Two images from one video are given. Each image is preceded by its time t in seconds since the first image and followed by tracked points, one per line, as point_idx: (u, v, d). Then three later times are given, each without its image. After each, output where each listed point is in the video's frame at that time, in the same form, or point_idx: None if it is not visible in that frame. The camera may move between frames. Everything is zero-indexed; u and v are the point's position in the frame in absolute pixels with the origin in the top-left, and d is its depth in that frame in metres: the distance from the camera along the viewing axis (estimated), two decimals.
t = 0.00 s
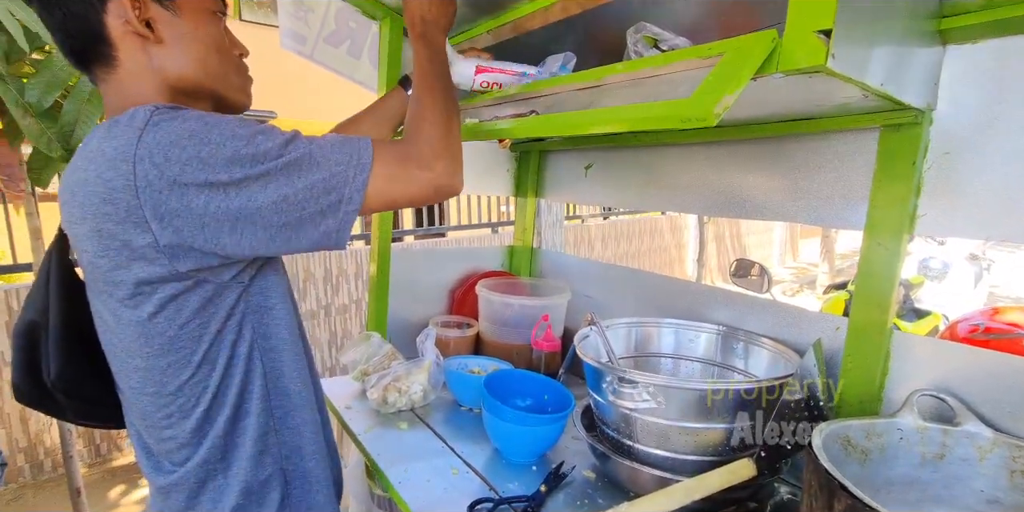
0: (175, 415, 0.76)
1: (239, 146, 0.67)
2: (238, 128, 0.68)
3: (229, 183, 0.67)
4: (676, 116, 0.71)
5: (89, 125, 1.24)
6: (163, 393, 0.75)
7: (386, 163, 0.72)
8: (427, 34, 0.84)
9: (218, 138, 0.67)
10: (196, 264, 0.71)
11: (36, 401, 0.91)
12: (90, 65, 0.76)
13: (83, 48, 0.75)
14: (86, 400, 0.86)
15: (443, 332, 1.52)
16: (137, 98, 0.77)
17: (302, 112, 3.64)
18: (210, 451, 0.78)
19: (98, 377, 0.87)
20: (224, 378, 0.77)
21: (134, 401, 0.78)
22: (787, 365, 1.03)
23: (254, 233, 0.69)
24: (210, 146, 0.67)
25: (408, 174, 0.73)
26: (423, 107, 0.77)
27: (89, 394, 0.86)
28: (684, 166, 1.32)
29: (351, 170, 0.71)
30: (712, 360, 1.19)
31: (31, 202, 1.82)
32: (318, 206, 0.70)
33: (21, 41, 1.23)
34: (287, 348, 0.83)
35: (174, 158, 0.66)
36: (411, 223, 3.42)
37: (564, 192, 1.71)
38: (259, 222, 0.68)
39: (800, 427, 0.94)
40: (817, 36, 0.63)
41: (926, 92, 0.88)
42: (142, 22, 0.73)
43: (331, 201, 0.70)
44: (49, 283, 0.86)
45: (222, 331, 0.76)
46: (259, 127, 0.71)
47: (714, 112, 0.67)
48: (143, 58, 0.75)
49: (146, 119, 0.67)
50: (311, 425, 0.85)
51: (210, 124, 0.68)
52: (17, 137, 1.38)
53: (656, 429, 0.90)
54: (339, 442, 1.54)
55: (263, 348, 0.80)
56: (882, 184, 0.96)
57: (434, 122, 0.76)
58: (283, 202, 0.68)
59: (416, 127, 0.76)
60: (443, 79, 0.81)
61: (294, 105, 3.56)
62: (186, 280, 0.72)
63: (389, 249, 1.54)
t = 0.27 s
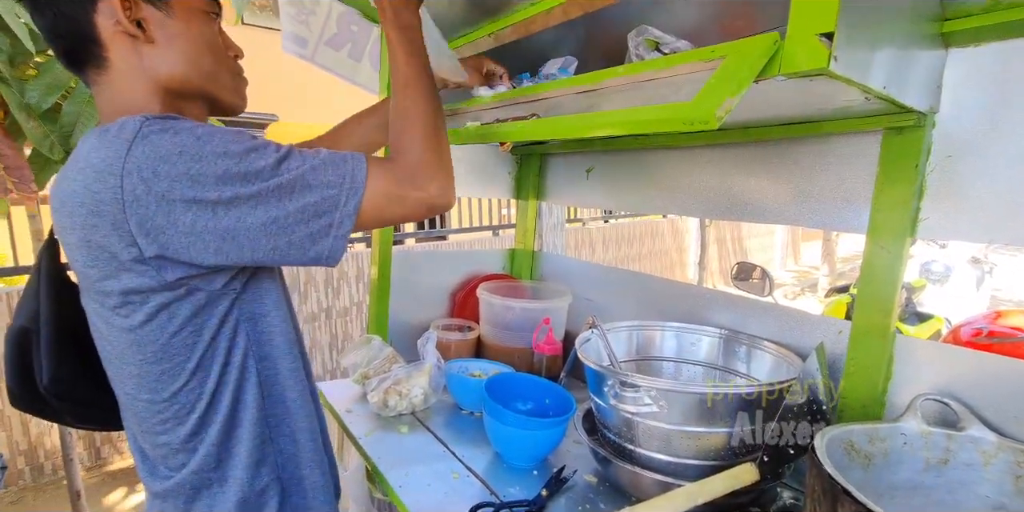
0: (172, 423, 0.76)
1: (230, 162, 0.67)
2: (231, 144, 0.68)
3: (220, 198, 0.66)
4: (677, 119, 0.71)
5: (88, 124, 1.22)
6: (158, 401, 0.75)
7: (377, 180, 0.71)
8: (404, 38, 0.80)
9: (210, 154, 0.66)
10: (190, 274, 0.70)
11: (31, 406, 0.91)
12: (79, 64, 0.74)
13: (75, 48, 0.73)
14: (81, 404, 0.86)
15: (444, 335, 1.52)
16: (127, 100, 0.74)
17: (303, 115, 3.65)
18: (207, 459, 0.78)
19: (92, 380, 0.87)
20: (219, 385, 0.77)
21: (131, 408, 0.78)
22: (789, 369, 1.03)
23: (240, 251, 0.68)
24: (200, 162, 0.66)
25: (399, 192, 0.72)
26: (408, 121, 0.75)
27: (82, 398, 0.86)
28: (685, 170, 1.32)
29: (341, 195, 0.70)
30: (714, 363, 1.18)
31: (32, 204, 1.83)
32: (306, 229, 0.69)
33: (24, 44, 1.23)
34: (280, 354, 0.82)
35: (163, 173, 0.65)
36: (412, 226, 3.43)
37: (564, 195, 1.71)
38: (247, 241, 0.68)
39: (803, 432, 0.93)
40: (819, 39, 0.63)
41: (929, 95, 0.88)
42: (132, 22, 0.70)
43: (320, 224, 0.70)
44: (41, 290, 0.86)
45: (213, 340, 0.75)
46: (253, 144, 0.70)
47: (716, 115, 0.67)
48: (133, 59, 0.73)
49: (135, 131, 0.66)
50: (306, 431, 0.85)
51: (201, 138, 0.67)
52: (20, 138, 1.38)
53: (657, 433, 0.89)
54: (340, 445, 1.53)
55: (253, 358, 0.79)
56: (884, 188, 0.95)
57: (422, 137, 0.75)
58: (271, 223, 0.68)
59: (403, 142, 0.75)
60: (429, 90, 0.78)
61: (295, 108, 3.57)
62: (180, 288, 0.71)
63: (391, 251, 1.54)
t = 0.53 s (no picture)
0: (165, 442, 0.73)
1: (223, 188, 0.62)
2: (229, 168, 0.64)
3: (206, 223, 0.61)
4: (679, 121, 0.70)
5: (71, 123, 1.18)
6: (150, 419, 0.72)
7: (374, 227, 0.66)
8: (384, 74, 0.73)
9: (205, 176, 0.62)
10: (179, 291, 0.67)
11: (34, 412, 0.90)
12: (71, 64, 0.71)
13: (65, 45, 0.69)
14: (77, 408, 0.85)
15: (445, 338, 1.51)
16: (116, 104, 0.70)
17: (305, 117, 3.65)
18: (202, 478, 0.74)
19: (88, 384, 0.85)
20: (209, 405, 0.73)
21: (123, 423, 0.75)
22: (792, 372, 1.02)
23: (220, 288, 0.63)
24: (194, 183, 0.62)
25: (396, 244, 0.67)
26: (400, 177, 0.69)
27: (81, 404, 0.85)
28: (687, 172, 1.32)
29: (333, 237, 0.65)
30: (716, 366, 1.18)
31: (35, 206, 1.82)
32: (290, 272, 0.64)
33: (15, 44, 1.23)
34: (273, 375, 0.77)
35: (153, 191, 0.61)
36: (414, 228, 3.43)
37: (566, 197, 1.71)
38: (227, 276, 0.62)
39: (807, 436, 0.92)
40: (823, 40, 0.62)
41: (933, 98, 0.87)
42: (123, 23, 0.66)
43: (305, 267, 0.64)
44: (37, 298, 0.85)
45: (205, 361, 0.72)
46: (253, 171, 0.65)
47: (720, 117, 0.66)
48: (124, 61, 0.69)
49: (132, 145, 0.63)
50: (303, 441, 0.83)
51: (197, 160, 0.63)
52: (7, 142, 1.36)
53: (660, 437, 0.89)
54: (341, 447, 1.53)
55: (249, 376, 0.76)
56: (888, 191, 0.95)
57: (416, 191, 0.69)
58: (253, 260, 0.62)
59: (396, 192, 0.69)
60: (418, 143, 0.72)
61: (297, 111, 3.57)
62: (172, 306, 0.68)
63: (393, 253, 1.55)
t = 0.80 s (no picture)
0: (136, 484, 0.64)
1: (185, 298, 0.53)
2: (214, 279, 0.55)
3: (152, 322, 0.52)
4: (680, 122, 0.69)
5: (68, 126, 1.18)
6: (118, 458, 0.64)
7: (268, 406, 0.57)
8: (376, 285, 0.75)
9: (185, 267, 0.53)
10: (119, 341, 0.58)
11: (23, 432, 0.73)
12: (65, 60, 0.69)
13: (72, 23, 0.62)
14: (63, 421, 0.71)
15: (446, 339, 1.51)
16: (114, 105, 0.64)
17: (307, 118, 3.66)
18: None
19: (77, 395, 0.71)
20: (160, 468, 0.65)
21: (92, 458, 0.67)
22: (794, 374, 1.02)
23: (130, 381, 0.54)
24: (167, 273, 0.52)
25: (266, 421, 0.57)
26: (327, 362, 0.66)
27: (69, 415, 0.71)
28: (688, 174, 1.32)
29: (255, 389, 0.56)
30: (718, 368, 1.18)
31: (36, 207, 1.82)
32: (196, 410, 0.53)
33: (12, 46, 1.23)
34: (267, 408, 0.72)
35: (121, 260, 0.52)
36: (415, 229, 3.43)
37: (567, 199, 1.71)
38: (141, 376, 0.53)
39: (809, 439, 0.92)
40: (825, 41, 0.62)
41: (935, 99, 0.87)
42: (141, 26, 0.59)
43: (209, 412, 0.54)
44: (29, 298, 0.70)
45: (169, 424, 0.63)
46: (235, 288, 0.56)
47: (721, 118, 0.65)
48: (131, 63, 0.62)
49: (126, 191, 0.54)
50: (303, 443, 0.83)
51: (177, 249, 0.53)
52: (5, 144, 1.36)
53: (661, 438, 0.88)
54: (340, 449, 1.53)
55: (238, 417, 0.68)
56: (890, 192, 0.95)
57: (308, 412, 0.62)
58: (167, 380, 0.53)
59: (304, 389, 0.62)
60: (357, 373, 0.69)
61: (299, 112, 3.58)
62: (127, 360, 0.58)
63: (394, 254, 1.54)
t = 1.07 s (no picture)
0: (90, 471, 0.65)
1: (145, 332, 0.53)
2: (172, 316, 0.55)
3: (103, 345, 0.53)
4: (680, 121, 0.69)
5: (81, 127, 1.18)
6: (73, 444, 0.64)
7: (151, 477, 0.56)
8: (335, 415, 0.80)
9: (155, 293, 0.54)
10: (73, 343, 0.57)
11: (13, 430, 0.74)
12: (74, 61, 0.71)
13: (121, 19, 0.67)
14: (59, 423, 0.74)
15: (446, 339, 1.51)
16: (142, 101, 0.68)
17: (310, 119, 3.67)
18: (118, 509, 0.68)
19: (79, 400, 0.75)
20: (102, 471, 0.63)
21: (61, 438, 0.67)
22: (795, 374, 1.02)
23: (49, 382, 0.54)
24: (135, 292, 0.53)
25: (141, 492, 0.56)
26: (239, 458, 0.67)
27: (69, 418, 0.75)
28: (690, 174, 1.31)
29: (152, 441, 0.55)
30: (719, 368, 1.17)
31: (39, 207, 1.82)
32: (96, 443, 0.53)
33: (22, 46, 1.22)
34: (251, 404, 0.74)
35: (96, 261, 0.53)
36: (416, 229, 3.44)
37: (568, 199, 1.71)
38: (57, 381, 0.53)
39: (810, 439, 0.92)
40: (827, 40, 0.62)
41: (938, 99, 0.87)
42: (189, 36, 0.65)
43: (96, 450, 0.52)
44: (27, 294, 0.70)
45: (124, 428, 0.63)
46: (189, 329, 0.57)
47: (722, 117, 0.65)
48: (168, 67, 0.67)
49: (133, 197, 0.55)
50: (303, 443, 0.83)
51: (160, 280, 0.54)
52: (14, 143, 1.35)
53: (662, 438, 0.88)
54: (341, 449, 1.53)
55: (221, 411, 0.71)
56: (892, 192, 0.94)
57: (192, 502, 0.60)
58: (81, 399, 0.53)
59: (198, 481, 0.62)
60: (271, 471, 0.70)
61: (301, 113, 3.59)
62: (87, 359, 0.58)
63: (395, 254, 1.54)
